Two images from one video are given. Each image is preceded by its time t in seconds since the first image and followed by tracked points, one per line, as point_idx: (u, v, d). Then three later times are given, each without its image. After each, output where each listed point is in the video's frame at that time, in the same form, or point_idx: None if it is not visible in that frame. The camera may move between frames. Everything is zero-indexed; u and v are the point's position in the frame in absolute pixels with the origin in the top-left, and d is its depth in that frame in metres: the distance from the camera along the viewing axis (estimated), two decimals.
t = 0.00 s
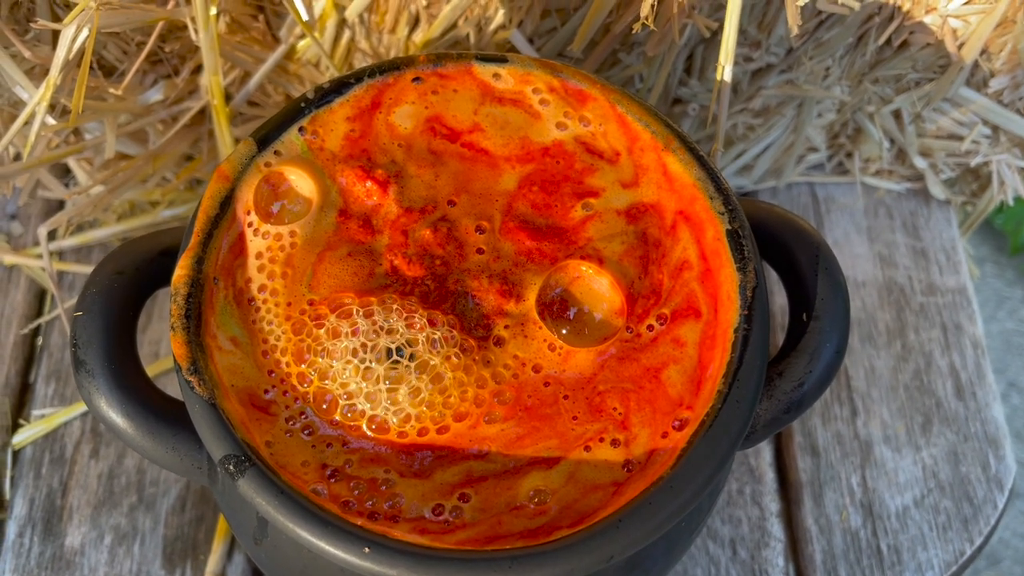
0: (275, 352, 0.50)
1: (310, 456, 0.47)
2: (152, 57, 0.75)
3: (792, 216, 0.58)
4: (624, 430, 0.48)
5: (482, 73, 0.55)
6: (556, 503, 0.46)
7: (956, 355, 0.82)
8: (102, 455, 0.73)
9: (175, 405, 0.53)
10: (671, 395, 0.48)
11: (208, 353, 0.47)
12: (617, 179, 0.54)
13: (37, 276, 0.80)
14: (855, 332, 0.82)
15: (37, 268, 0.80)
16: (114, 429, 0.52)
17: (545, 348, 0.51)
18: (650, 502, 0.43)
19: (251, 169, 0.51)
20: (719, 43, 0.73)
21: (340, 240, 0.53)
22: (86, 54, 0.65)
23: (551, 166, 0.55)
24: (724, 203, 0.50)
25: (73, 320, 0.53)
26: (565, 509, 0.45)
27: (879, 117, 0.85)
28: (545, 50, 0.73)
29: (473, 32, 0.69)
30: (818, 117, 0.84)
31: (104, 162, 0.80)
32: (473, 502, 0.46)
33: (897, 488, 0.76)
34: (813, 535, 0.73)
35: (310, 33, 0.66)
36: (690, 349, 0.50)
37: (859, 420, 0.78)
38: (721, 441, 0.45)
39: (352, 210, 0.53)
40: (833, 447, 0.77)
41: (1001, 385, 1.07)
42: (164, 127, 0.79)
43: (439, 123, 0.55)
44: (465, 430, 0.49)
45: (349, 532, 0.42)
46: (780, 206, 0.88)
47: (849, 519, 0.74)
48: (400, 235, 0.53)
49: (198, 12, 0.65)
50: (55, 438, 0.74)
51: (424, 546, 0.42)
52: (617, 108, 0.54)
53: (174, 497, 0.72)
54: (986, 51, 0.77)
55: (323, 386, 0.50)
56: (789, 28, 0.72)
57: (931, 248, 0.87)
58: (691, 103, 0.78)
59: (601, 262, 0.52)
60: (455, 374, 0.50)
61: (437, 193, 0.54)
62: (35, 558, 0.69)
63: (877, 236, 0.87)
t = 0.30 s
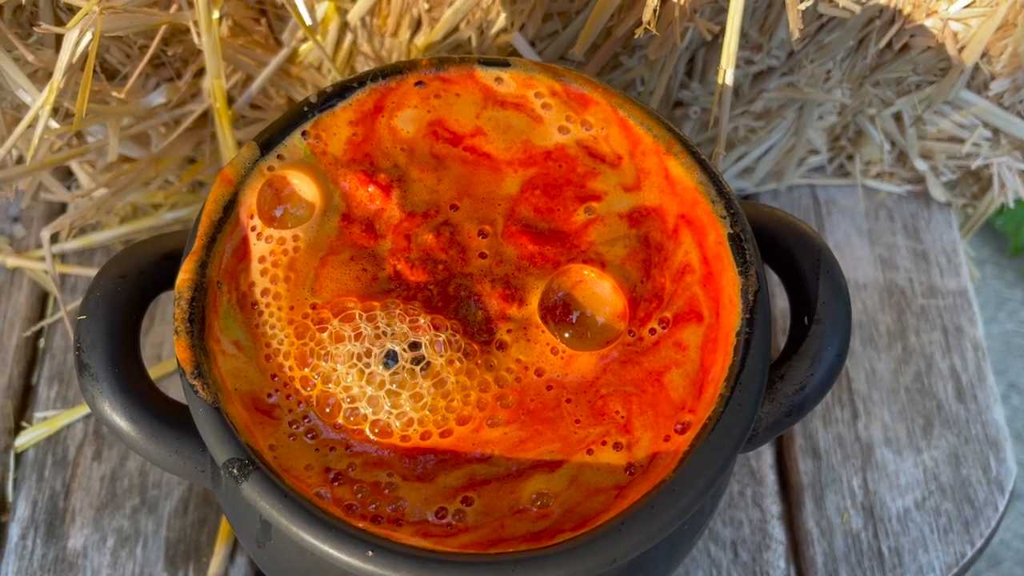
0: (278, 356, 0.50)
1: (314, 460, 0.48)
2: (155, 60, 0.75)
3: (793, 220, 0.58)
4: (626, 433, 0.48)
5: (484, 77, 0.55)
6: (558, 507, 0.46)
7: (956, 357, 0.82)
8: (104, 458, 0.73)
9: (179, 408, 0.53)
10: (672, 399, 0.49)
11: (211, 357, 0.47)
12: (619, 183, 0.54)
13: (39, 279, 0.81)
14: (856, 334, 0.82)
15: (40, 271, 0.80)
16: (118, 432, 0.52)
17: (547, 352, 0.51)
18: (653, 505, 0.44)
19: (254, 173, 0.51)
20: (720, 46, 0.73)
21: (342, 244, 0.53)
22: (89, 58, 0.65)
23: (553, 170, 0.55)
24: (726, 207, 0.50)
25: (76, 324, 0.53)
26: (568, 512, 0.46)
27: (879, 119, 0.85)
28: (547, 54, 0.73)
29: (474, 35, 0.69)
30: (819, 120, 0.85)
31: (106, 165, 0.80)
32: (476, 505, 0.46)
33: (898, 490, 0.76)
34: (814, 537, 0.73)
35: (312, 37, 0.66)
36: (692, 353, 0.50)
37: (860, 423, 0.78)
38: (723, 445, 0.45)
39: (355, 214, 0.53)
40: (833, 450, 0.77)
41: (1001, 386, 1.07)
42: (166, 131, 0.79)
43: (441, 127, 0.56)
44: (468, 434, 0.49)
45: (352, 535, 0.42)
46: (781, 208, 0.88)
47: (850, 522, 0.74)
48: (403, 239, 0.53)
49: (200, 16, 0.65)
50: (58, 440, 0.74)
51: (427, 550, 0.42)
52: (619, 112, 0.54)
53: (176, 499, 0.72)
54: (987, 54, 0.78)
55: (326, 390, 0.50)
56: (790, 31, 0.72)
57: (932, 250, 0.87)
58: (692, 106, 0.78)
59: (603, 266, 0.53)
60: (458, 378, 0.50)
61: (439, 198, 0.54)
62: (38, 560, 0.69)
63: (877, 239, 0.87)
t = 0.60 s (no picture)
0: (278, 353, 0.50)
1: (314, 458, 0.47)
2: (154, 57, 0.75)
3: (796, 216, 0.58)
4: (629, 430, 0.48)
5: (486, 73, 0.55)
6: (560, 504, 0.46)
7: (959, 356, 0.82)
8: (104, 456, 0.73)
9: (179, 405, 0.53)
10: (675, 396, 0.48)
11: (211, 354, 0.47)
12: (621, 179, 0.54)
13: (39, 277, 0.80)
14: (858, 333, 0.82)
15: (39, 269, 0.80)
16: (117, 430, 0.51)
17: (550, 349, 0.51)
18: (656, 502, 0.43)
19: (254, 169, 0.51)
20: (722, 43, 0.72)
21: (343, 241, 0.52)
22: (88, 54, 0.65)
23: (555, 166, 0.55)
24: (728, 203, 0.50)
25: (75, 321, 0.53)
26: (570, 510, 0.45)
27: (882, 117, 0.85)
28: (548, 50, 0.73)
29: (475, 32, 0.69)
30: (821, 118, 0.84)
31: (106, 163, 0.80)
32: (477, 503, 0.46)
33: (900, 488, 0.75)
34: (817, 536, 0.73)
35: (312, 33, 0.66)
36: (695, 350, 0.49)
37: (862, 421, 0.78)
38: (726, 442, 0.45)
39: (356, 210, 0.53)
40: (836, 448, 0.77)
41: (1003, 385, 1.07)
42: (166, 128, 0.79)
43: (443, 123, 0.55)
44: (469, 431, 0.49)
45: (353, 533, 0.42)
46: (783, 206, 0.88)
47: (852, 520, 0.74)
48: (404, 236, 0.53)
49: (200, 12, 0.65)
50: (57, 439, 0.74)
51: (428, 548, 0.42)
52: (621, 108, 0.54)
53: (175, 498, 0.71)
54: (990, 51, 0.77)
55: (327, 387, 0.50)
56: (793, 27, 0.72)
57: (934, 248, 0.87)
58: (694, 103, 0.78)
59: (605, 262, 0.52)
60: (459, 375, 0.50)
61: (441, 194, 0.54)
62: (37, 559, 0.69)
63: (879, 237, 0.87)
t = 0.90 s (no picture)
0: (282, 353, 0.50)
1: (319, 457, 0.47)
2: (156, 56, 0.75)
3: (801, 216, 0.58)
4: (634, 430, 0.48)
5: (489, 72, 0.55)
6: (565, 504, 0.45)
7: (962, 355, 0.81)
8: (106, 456, 0.73)
9: (182, 405, 0.52)
10: (680, 395, 0.48)
11: (215, 353, 0.47)
12: (625, 178, 0.54)
13: (40, 277, 0.80)
14: (861, 332, 0.82)
15: (40, 268, 0.80)
16: (120, 429, 0.51)
17: (554, 348, 0.50)
18: (661, 502, 0.43)
19: (257, 168, 0.51)
20: (726, 41, 0.72)
21: (347, 240, 0.52)
22: (90, 53, 0.65)
23: (559, 165, 0.55)
24: (733, 202, 0.50)
25: (78, 321, 0.53)
26: (575, 510, 0.45)
27: (885, 116, 0.85)
28: (551, 49, 0.73)
29: (478, 31, 0.69)
30: (824, 117, 0.84)
31: (107, 162, 0.80)
32: (482, 503, 0.46)
33: (904, 488, 0.75)
34: (820, 536, 0.73)
35: (314, 32, 0.66)
36: (700, 349, 0.49)
37: (866, 421, 0.78)
38: (732, 442, 0.44)
39: (360, 209, 0.53)
40: (839, 448, 0.77)
41: (1005, 385, 1.07)
42: (168, 127, 0.79)
43: (446, 122, 0.55)
44: (474, 431, 0.49)
45: (357, 533, 0.42)
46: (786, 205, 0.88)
47: (855, 520, 0.74)
48: (408, 235, 0.53)
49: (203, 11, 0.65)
50: (59, 438, 0.74)
51: (433, 548, 0.42)
52: (625, 107, 0.54)
53: (177, 498, 0.71)
54: (993, 50, 0.77)
55: (330, 386, 0.49)
56: (796, 26, 0.72)
57: (937, 247, 0.87)
58: (697, 102, 0.78)
59: (610, 262, 0.52)
60: (463, 374, 0.50)
61: (445, 192, 0.54)
62: (38, 559, 0.69)
63: (882, 236, 0.87)
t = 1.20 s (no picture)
0: (278, 354, 0.49)
1: (314, 459, 0.47)
2: (153, 56, 0.75)
3: (799, 216, 0.58)
4: (631, 432, 0.47)
5: (487, 72, 0.55)
6: (562, 506, 0.45)
7: (961, 356, 0.81)
8: (103, 457, 0.73)
9: (179, 406, 0.52)
10: (678, 397, 0.48)
11: (210, 355, 0.47)
12: (623, 178, 0.54)
13: (37, 277, 0.80)
14: (860, 332, 0.82)
15: (38, 269, 0.80)
16: (116, 431, 0.51)
17: (552, 349, 0.50)
18: (659, 504, 0.43)
19: (253, 169, 0.51)
20: (724, 41, 0.72)
21: (343, 241, 0.52)
22: (86, 52, 0.65)
23: (556, 165, 0.54)
24: (731, 202, 0.50)
25: (73, 322, 0.53)
26: (572, 512, 0.45)
27: (884, 116, 0.85)
28: (549, 49, 0.73)
29: (475, 30, 0.69)
30: (823, 117, 0.84)
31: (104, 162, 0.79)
32: (479, 505, 0.46)
33: (903, 489, 0.75)
34: (819, 537, 0.73)
35: (311, 32, 0.66)
36: (697, 350, 0.49)
37: (865, 421, 0.78)
38: (730, 443, 0.44)
39: (356, 210, 0.53)
40: (838, 448, 0.76)
41: (1004, 385, 1.07)
42: (165, 127, 0.78)
43: (443, 122, 0.55)
44: (471, 433, 0.48)
45: (354, 535, 0.41)
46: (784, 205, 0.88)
47: (854, 521, 0.74)
48: (405, 236, 0.52)
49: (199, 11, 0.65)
50: (56, 439, 0.73)
51: (430, 550, 0.42)
52: (623, 107, 0.54)
53: (175, 499, 0.71)
54: (993, 50, 0.77)
55: (326, 388, 0.49)
56: (795, 26, 0.72)
57: (936, 247, 0.87)
58: (695, 102, 0.78)
59: (607, 263, 0.52)
60: (461, 376, 0.49)
61: (442, 193, 0.54)
62: (35, 561, 0.69)
63: (881, 236, 0.87)
